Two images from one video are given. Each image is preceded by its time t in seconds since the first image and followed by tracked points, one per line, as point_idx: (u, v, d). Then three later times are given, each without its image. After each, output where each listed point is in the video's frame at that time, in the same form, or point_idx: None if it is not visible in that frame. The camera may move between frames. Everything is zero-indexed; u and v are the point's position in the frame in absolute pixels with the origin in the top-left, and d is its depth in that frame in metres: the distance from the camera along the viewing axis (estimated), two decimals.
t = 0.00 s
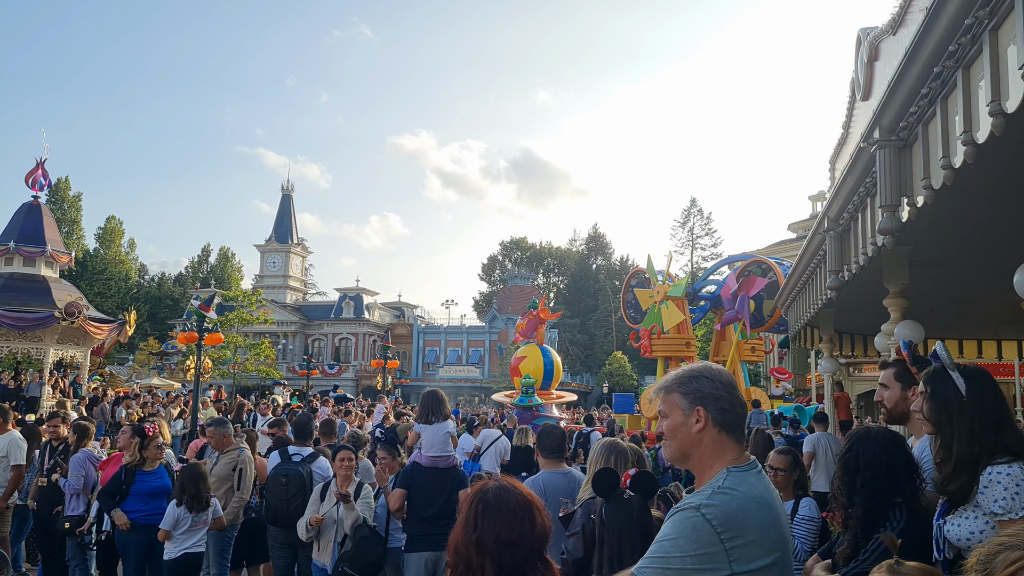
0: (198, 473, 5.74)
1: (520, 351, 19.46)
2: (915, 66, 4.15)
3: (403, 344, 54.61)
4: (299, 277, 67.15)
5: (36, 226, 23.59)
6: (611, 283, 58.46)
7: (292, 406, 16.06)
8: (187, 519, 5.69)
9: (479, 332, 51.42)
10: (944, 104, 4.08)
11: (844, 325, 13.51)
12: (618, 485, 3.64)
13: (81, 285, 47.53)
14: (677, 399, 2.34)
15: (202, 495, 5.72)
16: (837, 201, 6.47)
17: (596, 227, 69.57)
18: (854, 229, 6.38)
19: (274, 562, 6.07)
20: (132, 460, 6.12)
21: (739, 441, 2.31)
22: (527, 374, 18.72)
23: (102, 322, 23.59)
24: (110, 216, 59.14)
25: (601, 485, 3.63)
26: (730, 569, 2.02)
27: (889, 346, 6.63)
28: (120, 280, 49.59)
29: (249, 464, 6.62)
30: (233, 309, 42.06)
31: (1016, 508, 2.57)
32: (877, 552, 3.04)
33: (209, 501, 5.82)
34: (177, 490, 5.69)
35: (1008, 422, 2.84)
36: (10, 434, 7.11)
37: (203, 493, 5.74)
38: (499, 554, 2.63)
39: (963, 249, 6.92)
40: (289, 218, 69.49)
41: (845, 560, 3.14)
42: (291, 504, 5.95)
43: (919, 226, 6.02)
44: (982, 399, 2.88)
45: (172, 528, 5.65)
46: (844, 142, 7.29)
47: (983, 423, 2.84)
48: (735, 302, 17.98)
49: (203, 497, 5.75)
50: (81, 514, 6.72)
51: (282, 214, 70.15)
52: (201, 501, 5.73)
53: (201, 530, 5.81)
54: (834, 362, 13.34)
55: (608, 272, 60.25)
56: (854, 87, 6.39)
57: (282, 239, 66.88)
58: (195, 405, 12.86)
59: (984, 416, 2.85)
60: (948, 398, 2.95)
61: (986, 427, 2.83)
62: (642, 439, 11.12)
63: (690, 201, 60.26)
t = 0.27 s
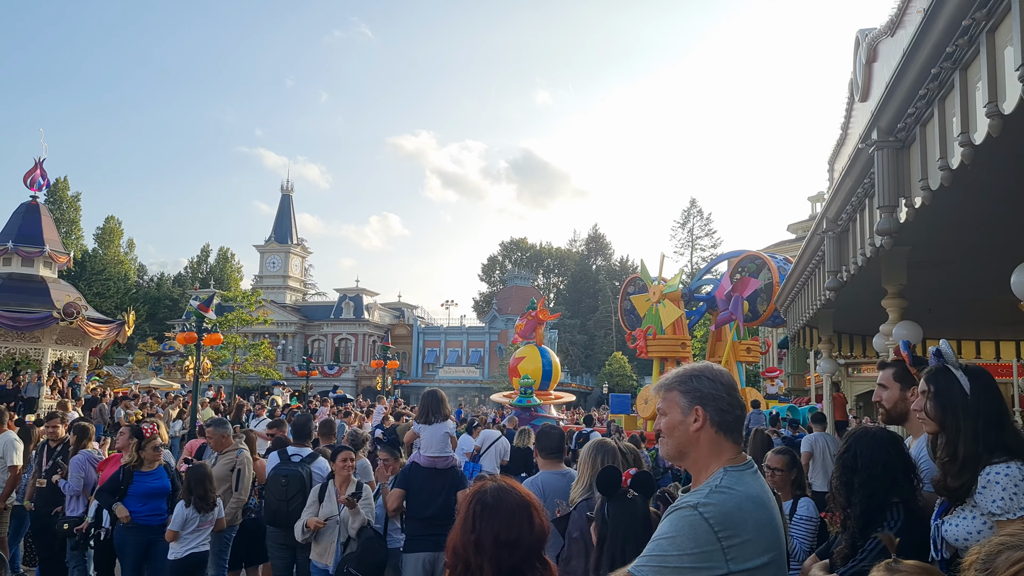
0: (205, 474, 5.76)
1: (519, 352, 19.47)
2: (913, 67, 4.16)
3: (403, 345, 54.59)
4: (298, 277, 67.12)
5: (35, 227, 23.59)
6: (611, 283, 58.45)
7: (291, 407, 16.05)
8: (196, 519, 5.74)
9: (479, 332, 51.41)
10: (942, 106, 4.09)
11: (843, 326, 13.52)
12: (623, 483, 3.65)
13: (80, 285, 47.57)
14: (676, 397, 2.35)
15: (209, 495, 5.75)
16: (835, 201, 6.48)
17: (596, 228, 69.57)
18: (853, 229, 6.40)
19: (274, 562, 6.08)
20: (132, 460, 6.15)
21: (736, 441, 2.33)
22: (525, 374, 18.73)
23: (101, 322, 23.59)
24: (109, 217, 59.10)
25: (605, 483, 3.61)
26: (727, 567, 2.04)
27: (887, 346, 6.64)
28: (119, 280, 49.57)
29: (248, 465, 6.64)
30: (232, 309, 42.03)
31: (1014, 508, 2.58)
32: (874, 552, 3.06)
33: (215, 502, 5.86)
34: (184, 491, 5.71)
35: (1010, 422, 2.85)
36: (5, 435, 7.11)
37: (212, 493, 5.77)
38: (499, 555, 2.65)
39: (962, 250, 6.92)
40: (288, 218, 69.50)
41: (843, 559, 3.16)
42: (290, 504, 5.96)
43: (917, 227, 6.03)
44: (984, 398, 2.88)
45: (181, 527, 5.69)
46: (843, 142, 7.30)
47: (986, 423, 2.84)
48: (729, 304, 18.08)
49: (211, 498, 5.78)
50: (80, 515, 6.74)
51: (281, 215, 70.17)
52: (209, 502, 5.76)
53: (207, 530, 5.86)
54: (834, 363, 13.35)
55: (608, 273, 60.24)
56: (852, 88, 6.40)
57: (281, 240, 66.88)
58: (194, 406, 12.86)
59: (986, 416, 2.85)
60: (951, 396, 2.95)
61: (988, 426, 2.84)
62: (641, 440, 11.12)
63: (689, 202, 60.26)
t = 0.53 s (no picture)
0: (209, 476, 5.79)
1: (517, 353, 19.47)
2: (910, 66, 4.17)
3: (402, 346, 54.57)
4: (297, 278, 67.10)
5: (33, 229, 23.57)
6: (610, 284, 58.45)
7: (290, 409, 16.04)
8: (201, 520, 5.75)
9: (478, 333, 51.39)
10: (937, 106, 4.11)
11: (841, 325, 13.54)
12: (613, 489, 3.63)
13: (78, 287, 47.57)
14: (671, 397, 2.36)
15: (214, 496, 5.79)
16: (832, 201, 6.50)
17: (595, 228, 69.57)
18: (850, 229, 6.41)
19: (272, 563, 6.08)
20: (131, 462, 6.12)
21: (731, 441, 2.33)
22: (523, 375, 18.73)
23: (99, 325, 23.57)
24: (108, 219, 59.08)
25: (596, 490, 3.60)
26: (721, 566, 2.04)
27: (885, 346, 6.65)
28: (117, 282, 49.54)
29: (246, 467, 6.65)
30: (230, 311, 41.98)
31: (1011, 507, 2.59)
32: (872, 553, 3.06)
33: (218, 503, 5.91)
34: (188, 493, 5.72)
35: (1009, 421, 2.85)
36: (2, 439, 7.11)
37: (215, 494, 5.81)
38: (502, 560, 2.65)
39: (959, 249, 6.93)
40: (287, 220, 69.53)
41: (841, 559, 3.16)
42: (289, 506, 5.96)
43: (914, 226, 6.05)
44: (984, 398, 2.88)
45: (187, 529, 5.68)
46: (840, 142, 7.32)
47: (985, 422, 2.84)
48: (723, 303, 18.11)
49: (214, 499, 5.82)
50: (77, 518, 6.75)
51: (279, 217, 70.21)
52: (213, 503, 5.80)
53: (210, 531, 5.89)
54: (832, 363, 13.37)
55: (607, 273, 60.24)
56: (849, 87, 6.43)
57: (280, 242, 66.88)
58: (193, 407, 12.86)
59: (986, 414, 2.86)
60: (948, 395, 2.96)
61: (986, 425, 2.84)
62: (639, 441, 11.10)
63: (688, 202, 60.29)
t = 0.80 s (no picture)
0: (211, 476, 5.82)
1: (514, 354, 19.48)
2: (907, 67, 4.17)
3: (401, 347, 54.57)
4: (296, 279, 67.05)
5: (31, 231, 23.54)
6: (609, 285, 58.45)
7: (288, 410, 16.04)
8: (204, 520, 5.78)
9: (477, 334, 51.40)
10: (935, 106, 4.11)
11: (840, 326, 13.55)
12: (610, 492, 3.63)
13: (76, 289, 47.57)
14: (659, 399, 2.37)
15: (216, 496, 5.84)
16: (830, 202, 6.50)
17: (594, 229, 69.59)
18: (847, 230, 6.42)
19: (271, 565, 6.08)
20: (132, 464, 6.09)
21: (720, 442, 2.31)
22: (521, 376, 18.75)
23: (98, 326, 23.55)
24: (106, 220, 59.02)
25: (591, 492, 3.62)
26: (714, 566, 2.04)
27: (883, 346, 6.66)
28: (116, 283, 49.49)
29: (243, 468, 6.64)
30: (229, 313, 41.94)
31: (1010, 507, 2.59)
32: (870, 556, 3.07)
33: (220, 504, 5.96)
34: (191, 492, 5.74)
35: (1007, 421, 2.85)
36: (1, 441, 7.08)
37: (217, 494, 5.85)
38: (499, 558, 2.65)
39: (956, 249, 6.94)
40: (285, 221, 69.52)
41: (840, 558, 3.16)
42: (288, 508, 5.96)
43: (912, 227, 6.06)
44: (981, 398, 2.88)
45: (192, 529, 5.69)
46: (838, 143, 7.34)
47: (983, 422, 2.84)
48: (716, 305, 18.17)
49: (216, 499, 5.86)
50: (74, 521, 6.74)
51: (278, 218, 70.17)
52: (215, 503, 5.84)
53: (211, 531, 5.91)
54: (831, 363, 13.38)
55: (606, 274, 60.26)
56: (846, 88, 6.43)
57: (279, 243, 66.88)
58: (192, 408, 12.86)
59: (983, 414, 2.85)
60: (944, 397, 2.96)
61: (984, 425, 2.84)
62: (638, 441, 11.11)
63: (687, 203, 60.31)
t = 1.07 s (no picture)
0: (212, 477, 5.83)
1: (512, 355, 19.46)
2: (905, 67, 4.17)
3: (400, 349, 54.55)
4: (295, 281, 67.01)
5: (30, 232, 23.50)
6: (608, 286, 58.43)
7: (287, 412, 16.01)
8: (206, 520, 5.78)
9: (476, 336, 51.39)
10: (933, 107, 4.11)
11: (839, 327, 13.55)
12: (599, 496, 3.62)
13: (75, 291, 47.53)
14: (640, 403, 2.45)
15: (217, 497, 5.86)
16: (829, 203, 6.50)
17: (593, 230, 69.59)
18: (846, 231, 6.42)
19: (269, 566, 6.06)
20: (133, 465, 6.07)
21: (697, 443, 2.30)
22: (519, 377, 18.73)
23: (97, 328, 23.50)
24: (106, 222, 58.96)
25: (581, 496, 3.63)
26: (707, 566, 2.03)
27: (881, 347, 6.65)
28: (115, 285, 49.45)
29: (242, 471, 6.62)
30: (228, 315, 41.91)
31: (1008, 509, 2.59)
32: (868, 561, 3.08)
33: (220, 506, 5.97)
34: (194, 493, 5.75)
35: (991, 420, 2.82)
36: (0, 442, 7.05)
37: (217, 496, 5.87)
38: (498, 561, 2.64)
39: (955, 250, 6.94)
40: (285, 223, 69.50)
41: (840, 560, 3.16)
42: (286, 510, 5.95)
43: (911, 228, 6.06)
44: (959, 398, 2.86)
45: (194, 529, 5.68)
46: (836, 144, 7.35)
47: (962, 423, 2.82)
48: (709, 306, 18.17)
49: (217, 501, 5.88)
50: (72, 523, 6.75)
51: (277, 219, 70.14)
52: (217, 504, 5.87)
53: (211, 532, 5.90)
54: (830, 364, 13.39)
55: (605, 275, 60.26)
56: (845, 89, 6.44)
57: (278, 244, 66.88)
58: (191, 410, 12.85)
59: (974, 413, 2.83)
60: (926, 401, 2.96)
61: (970, 426, 2.81)
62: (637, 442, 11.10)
63: (686, 204, 60.31)
